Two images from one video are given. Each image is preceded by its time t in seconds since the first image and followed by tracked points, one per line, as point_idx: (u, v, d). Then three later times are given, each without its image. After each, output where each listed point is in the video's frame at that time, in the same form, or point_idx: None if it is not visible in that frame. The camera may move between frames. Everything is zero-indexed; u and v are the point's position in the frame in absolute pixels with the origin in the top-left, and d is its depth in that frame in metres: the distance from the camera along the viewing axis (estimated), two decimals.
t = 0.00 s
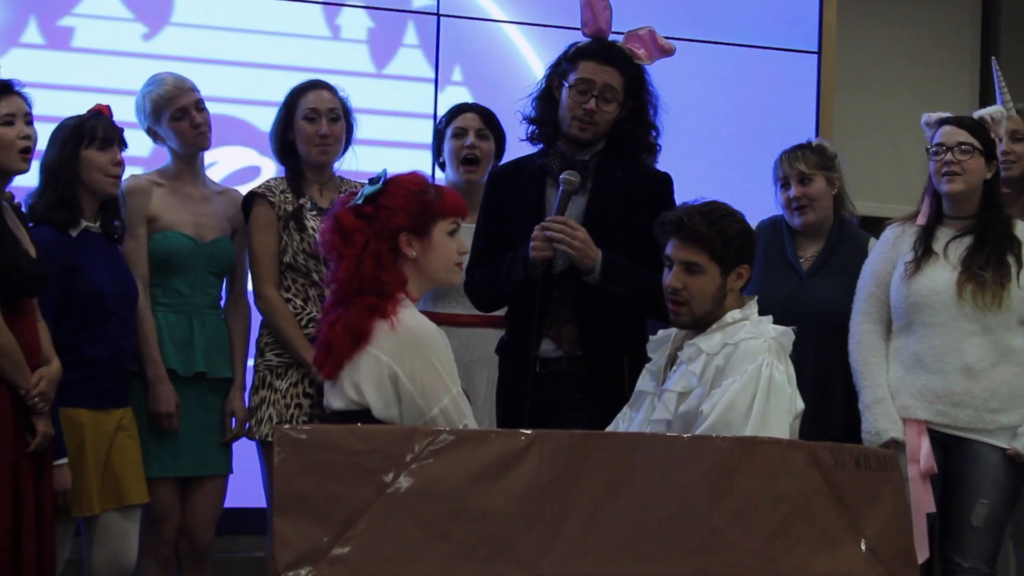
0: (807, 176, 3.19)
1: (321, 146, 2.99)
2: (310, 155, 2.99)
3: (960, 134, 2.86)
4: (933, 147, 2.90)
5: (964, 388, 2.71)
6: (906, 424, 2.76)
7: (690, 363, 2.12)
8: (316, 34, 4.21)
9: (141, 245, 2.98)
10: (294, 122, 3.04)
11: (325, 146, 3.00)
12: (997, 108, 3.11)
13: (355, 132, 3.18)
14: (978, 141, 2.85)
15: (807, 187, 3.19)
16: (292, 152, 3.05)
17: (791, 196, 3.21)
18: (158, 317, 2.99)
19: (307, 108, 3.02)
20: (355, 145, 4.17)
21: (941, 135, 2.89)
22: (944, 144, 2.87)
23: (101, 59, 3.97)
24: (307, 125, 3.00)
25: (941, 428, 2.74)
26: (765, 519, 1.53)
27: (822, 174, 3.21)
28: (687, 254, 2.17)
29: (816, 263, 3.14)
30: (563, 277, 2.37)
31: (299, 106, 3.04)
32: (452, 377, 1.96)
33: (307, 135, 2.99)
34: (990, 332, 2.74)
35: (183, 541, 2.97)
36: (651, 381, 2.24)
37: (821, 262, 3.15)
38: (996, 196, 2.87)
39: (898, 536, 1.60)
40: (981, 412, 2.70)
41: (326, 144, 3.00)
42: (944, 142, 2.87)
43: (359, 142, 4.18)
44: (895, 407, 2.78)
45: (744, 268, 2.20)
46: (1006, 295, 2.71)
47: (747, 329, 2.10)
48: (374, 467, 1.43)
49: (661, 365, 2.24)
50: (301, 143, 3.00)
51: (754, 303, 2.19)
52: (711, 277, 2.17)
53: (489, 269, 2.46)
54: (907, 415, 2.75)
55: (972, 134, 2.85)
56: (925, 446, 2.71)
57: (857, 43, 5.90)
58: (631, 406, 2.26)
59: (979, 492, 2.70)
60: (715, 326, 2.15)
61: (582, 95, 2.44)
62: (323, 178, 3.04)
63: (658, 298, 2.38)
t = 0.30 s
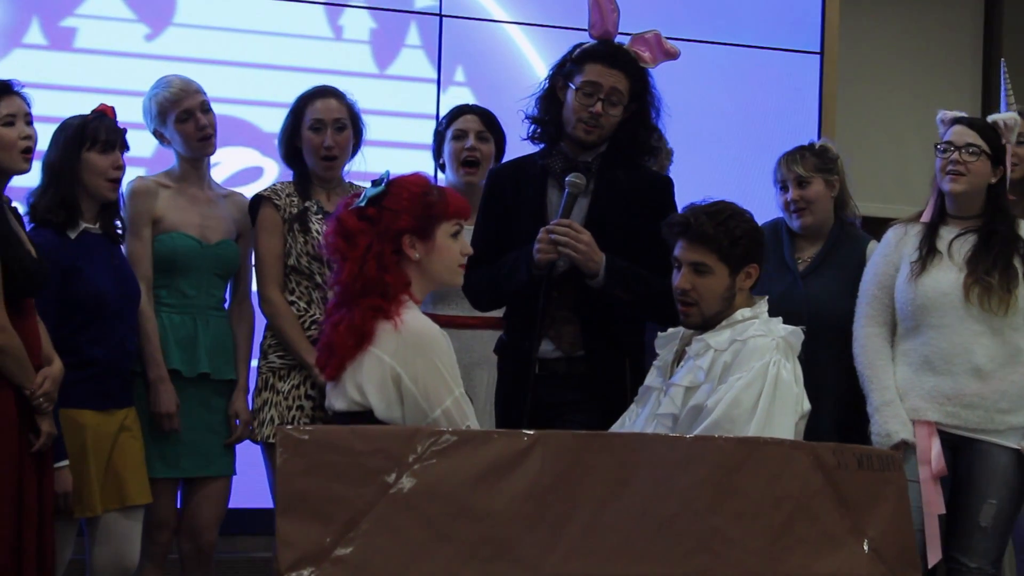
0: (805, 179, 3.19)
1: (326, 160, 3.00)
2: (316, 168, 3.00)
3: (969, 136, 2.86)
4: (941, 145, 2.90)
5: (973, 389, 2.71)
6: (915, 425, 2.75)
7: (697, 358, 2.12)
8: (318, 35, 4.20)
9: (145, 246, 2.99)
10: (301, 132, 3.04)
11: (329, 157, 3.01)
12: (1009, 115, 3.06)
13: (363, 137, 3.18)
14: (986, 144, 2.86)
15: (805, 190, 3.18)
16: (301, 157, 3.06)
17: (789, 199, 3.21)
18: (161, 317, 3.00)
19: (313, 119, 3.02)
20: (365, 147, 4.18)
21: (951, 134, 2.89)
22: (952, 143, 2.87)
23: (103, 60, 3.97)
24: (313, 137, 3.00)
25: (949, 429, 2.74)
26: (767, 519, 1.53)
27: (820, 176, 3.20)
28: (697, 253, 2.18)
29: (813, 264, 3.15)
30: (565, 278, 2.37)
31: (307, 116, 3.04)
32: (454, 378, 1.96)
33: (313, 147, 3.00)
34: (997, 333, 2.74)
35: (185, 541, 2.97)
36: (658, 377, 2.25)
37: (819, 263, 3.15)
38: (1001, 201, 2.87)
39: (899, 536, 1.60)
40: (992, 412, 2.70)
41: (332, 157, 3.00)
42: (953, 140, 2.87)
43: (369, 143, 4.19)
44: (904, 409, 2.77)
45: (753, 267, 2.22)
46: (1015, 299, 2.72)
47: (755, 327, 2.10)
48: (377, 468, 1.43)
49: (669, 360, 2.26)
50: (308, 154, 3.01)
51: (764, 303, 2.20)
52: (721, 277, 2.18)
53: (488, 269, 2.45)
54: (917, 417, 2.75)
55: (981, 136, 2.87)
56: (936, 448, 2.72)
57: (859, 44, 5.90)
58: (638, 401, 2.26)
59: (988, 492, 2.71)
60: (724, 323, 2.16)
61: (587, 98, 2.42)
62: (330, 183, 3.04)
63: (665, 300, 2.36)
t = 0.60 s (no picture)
0: (802, 182, 3.18)
1: (328, 158, 2.99)
2: (317, 164, 2.99)
3: (971, 143, 2.86)
4: (943, 151, 2.90)
5: (977, 395, 2.70)
6: (918, 431, 2.74)
7: (700, 362, 2.13)
8: (317, 40, 4.20)
9: (137, 258, 2.98)
10: (302, 133, 3.04)
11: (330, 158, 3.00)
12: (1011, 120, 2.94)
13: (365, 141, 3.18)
14: (987, 152, 2.86)
15: (802, 193, 3.18)
16: (303, 161, 3.05)
17: (786, 202, 3.19)
18: (157, 326, 3.00)
19: (314, 117, 3.03)
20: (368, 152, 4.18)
21: (953, 141, 2.89)
22: (954, 150, 2.87)
23: (103, 65, 3.97)
24: (314, 136, 3.00)
25: (952, 435, 2.73)
26: (768, 525, 1.52)
27: (817, 179, 3.20)
28: (700, 258, 2.17)
29: (813, 266, 3.14)
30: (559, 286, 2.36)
31: (308, 116, 3.05)
32: (454, 383, 1.96)
33: (314, 145, 2.99)
34: (998, 339, 2.74)
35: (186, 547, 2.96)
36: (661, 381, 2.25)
37: (818, 265, 3.15)
38: (1001, 206, 2.86)
39: (902, 543, 1.58)
40: (995, 418, 2.70)
41: (333, 155, 2.99)
42: (955, 147, 2.87)
43: (371, 148, 4.19)
44: (906, 414, 2.76)
45: (756, 272, 2.20)
46: (1016, 307, 2.73)
47: (759, 333, 2.10)
48: (376, 473, 1.43)
49: (671, 364, 2.27)
50: (309, 153, 3.00)
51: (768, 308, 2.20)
52: (724, 282, 2.17)
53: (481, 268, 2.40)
54: (919, 422, 2.74)
55: (981, 144, 2.87)
56: (939, 454, 2.70)
57: (859, 49, 5.90)
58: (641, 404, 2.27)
59: (991, 497, 2.71)
60: (727, 327, 2.15)
61: (589, 104, 2.37)
62: (331, 186, 3.03)
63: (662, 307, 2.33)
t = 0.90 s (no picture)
0: (801, 192, 3.19)
1: (322, 163, 2.99)
2: (312, 172, 2.99)
3: (959, 154, 2.88)
4: (932, 163, 2.92)
5: (972, 405, 2.71)
6: (912, 441, 2.74)
7: (698, 374, 2.12)
8: (313, 49, 4.21)
9: (132, 267, 2.96)
10: (295, 140, 3.05)
11: (325, 161, 3.00)
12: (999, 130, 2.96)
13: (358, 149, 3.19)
14: (976, 162, 2.87)
15: (801, 203, 3.18)
16: (296, 170, 3.05)
17: (785, 212, 3.19)
18: (151, 335, 2.99)
19: (307, 124, 3.03)
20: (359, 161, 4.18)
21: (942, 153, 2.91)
22: (941, 162, 2.89)
23: (97, 74, 3.96)
24: (307, 142, 3.01)
25: (948, 445, 2.73)
26: (763, 534, 1.52)
27: (814, 190, 3.21)
28: (697, 273, 2.17)
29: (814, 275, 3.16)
30: (541, 299, 2.28)
31: (300, 123, 3.06)
32: (449, 393, 1.96)
33: (307, 151, 3.00)
34: (992, 349, 2.75)
35: (181, 556, 2.95)
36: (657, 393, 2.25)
37: (818, 275, 3.16)
38: (993, 212, 2.87)
39: (898, 552, 1.57)
40: (989, 427, 2.71)
41: (327, 160, 3.00)
42: (942, 159, 2.89)
43: (362, 158, 4.20)
44: (901, 424, 2.76)
45: (753, 283, 2.21)
46: (1011, 316, 2.74)
47: (757, 344, 2.10)
48: (371, 483, 1.43)
49: (668, 375, 2.25)
50: (302, 160, 3.01)
51: (765, 319, 2.20)
52: (719, 296, 2.17)
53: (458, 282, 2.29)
54: (914, 432, 2.74)
55: (967, 154, 2.88)
56: (933, 464, 2.70)
57: (854, 59, 5.92)
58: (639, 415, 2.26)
59: (984, 508, 2.71)
60: (725, 339, 2.15)
61: (574, 122, 2.30)
62: (326, 195, 3.03)
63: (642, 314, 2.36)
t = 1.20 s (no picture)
0: (802, 199, 3.19)
1: (319, 174, 3.00)
2: (310, 184, 3.00)
3: (950, 160, 2.88)
4: (923, 168, 2.92)
5: (963, 410, 2.72)
6: (904, 447, 2.75)
7: (693, 383, 2.12)
8: (309, 55, 4.21)
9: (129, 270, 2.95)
10: (294, 148, 3.05)
11: (323, 172, 3.00)
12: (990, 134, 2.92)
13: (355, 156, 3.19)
14: (966, 167, 2.88)
15: (802, 210, 3.19)
16: (292, 176, 3.05)
17: (787, 218, 3.18)
18: (145, 339, 2.98)
19: (305, 134, 3.03)
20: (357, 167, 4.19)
21: (933, 158, 2.91)
22: (932, 167, 2.89)
23: (92, 80, 3.96)
24: (305, 152, 3.01)
25: (940, 451, 2.74)
26: (758, 540, 1.52)
27: (812, 197, 3.22)
28: (683, 290, 2.17)
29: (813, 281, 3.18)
30: (514, 297, 2.28)
31: (299, 131, 3.06)
32: (445, 399, 1.96)
33: (305, 162, 3.00)
34: (984, 355, 2.76)
35: (173, 562, 2.95)
36: (659, 399, 2.25)
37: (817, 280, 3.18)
38: (985, 218, 2.88)
39: (891, 556, 1.58)
40: (980, 433, 2.72)
41: (325, 171, 3.00)
42: (933, 165, 2.89)
43: (361, 164, 4.20)
44: (892, 430, 2.77)
45: (739, 291, 2.21)
46: (1001, 321, 2.74)
47: (752, 352, 2.10)
48: (366, 489, 1.43)
49: (665, 383, 2.26)
50: (300, 169, 3.01)
51: (761, 326, 2.20)
52: (708, 309, 2.16)
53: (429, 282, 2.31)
54: (905, 438, 2.75)
55: (958, 159, 2.88)
56: (925, 470, 2.70)
57: (849, 66, 5.93)
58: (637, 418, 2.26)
59: (977, 513, 2.72)
60: (720, 347, 2.16)
61: (545, 119, 2.29)
62: (322, 202, 3.04)
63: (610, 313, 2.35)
